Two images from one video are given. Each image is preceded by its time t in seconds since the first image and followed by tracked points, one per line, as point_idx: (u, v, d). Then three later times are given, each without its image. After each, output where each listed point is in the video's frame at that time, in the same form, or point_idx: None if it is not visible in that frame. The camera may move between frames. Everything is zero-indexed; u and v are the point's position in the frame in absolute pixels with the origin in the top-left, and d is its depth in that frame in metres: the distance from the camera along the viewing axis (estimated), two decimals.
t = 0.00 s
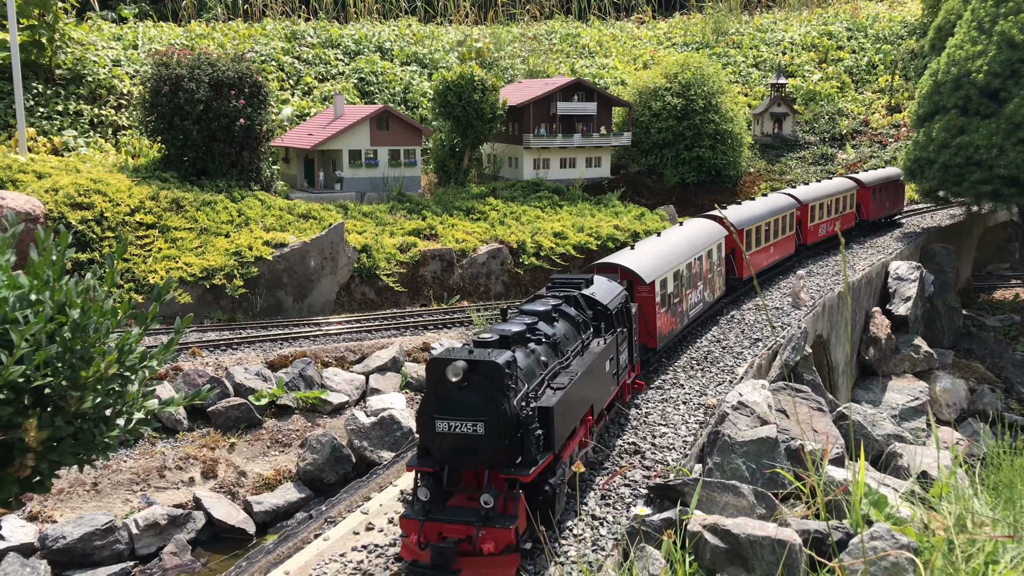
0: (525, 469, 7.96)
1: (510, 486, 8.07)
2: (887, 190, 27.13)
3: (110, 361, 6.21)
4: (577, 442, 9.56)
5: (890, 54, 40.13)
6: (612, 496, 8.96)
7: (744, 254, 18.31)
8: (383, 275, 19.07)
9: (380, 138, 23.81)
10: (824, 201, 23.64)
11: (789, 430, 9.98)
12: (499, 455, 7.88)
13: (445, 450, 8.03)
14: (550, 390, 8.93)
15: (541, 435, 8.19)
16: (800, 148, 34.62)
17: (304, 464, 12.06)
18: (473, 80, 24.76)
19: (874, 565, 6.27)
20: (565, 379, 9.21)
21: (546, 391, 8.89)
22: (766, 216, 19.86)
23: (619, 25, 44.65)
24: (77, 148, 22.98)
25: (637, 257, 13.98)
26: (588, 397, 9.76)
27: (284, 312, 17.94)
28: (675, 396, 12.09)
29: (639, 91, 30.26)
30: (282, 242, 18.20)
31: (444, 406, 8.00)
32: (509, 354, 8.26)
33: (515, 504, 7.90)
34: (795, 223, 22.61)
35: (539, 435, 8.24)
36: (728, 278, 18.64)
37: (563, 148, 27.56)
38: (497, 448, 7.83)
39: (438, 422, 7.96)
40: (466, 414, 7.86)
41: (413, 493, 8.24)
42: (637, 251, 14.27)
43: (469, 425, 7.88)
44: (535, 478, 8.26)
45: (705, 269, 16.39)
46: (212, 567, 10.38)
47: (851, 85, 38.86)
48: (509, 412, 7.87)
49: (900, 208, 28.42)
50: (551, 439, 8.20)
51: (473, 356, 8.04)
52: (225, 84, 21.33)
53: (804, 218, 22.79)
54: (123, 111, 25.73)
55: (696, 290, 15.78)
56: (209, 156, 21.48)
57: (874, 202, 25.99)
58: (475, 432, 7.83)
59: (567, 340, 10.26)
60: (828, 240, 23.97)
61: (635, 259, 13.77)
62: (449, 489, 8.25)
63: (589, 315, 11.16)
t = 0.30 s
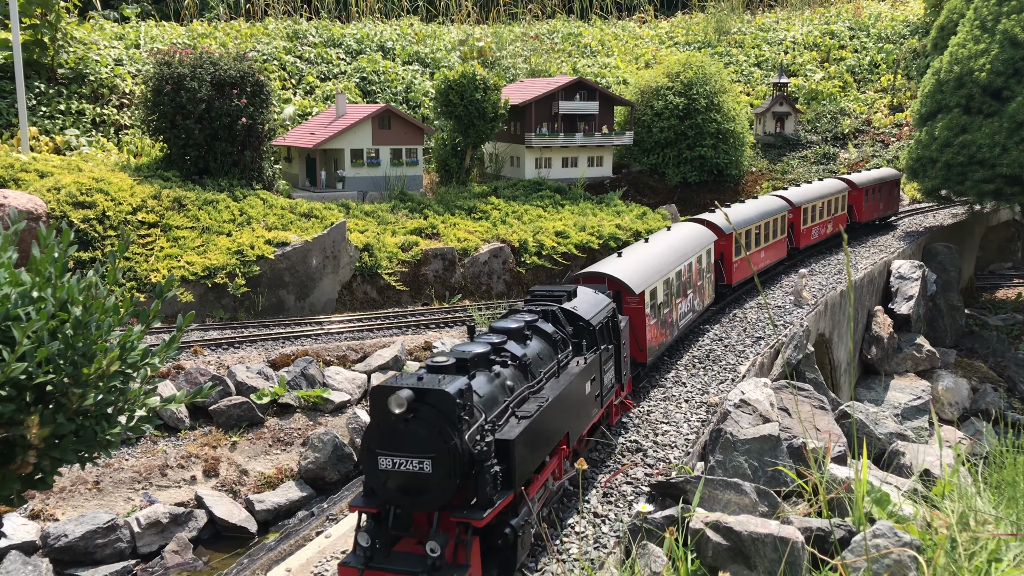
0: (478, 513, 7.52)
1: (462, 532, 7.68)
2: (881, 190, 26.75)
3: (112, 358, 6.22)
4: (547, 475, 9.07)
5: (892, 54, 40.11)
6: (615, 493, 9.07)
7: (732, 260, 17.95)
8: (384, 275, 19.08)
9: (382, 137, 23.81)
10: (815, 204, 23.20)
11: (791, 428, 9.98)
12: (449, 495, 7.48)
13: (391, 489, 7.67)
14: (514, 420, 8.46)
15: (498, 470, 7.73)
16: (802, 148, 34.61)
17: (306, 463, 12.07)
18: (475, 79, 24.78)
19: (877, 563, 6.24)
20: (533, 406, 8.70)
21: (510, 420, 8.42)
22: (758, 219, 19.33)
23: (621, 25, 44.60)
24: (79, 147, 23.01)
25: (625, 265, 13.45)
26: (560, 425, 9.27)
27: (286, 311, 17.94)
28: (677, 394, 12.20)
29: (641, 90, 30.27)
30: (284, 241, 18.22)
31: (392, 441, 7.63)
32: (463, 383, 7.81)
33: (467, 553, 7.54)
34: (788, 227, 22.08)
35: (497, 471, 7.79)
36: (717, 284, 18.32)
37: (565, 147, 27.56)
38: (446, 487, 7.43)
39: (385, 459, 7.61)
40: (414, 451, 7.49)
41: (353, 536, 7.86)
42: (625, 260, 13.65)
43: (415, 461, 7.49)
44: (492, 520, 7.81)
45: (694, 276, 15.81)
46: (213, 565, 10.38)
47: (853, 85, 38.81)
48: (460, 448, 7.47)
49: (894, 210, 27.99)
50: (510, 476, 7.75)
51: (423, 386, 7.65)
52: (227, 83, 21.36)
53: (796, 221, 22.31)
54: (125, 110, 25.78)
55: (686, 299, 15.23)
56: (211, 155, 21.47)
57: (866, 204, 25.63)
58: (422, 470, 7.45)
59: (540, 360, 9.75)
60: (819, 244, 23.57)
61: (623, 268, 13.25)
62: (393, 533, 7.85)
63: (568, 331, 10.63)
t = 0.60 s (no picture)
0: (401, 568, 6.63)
1: None
2: (872, 191, 26.21)
3: (110, 353, 6.21)
4: (500, 517, 8.16)
5: (894, 52, 40.04)
6: (614, 491, 9.10)
7: (720, 265, 17.17)
8: (385, 273, 19.06)
9: (383, 135, 23.79)
10: (805, 206, 22.64)
11: (790, 425, 9.96)
12: (367, 547, 6.62)
13: (305, 538, 6.85)
14: (458, 457, 7.54)
15: (428, 518, 6.80)
16: (803, 147, 34.56)
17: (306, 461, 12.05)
18: (475, 78, 24.76)
19: (876, 559, 6.19)
20: (480, 441, 7.75)
21: (452, 457, 7.49)
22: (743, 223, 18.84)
23: (622, 23, 44.53)
24: (80, 146, 23.03)
25: (609, 275, 12.67)
26: (517, 459, 8.34)
27: (287, 310, 17.91)
28: (677, 391, 12.20)
29: (642, 89, 30.24)
30: (285, 239, 18.20)
31: (308, 484, 6.81)
32: (391, 417, 6.89)
33: None
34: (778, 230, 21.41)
35: (429, 519, 6.88)
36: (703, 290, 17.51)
37: (566, 146, 27.53)
38: (363, 538, 6.58)
39: (298, 504, 6.79)
40: (330, 495, 6.67)
41: None
42: (608, 269, 12.91)
43: (331, 508, 6.65)
44: None
45: (679, 284, 15.02)
46: (213, 563, 10.34)
47: (855, 83, 38.72)
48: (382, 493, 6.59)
49: (888, 211, 27.38)
50: (444, 524, 6.83)
51: (345, 420, 6.81)
52: (228, 82, 21.36)
53: (786, 225, 21.67)
54: (126, 109, 25.79)
55: (672, 308, 14.47)
56: (212, 153, 21.46)
57: (858, 205, 25.08)
58: (337, 518, 6.62)
59: (500, 385, 8.84)
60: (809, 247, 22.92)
61: (607, 278, 12.47)
62: None
63: (540, 351, 9.73)
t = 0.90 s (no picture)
0: None
1: None
2: (866, 194, 25.79)
3: (118, 352, 6.24)
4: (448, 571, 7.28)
5: (897, 53, 40.01)
6: (621, 489, 9.19)
7: (711, 274, 16.28)
8: (389, 273, 19.10)
9: (386, 135, 23.82)
10: (800, 209, 21.81)
11: (796, 424, 9.99)
12: None
13: None
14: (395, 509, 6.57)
15: None
16: (806, 147, 34.58)
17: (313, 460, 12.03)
18: (479, 78, 24.80)
19: (884, 558, 6.19)
20: (423, 490, 6.77)
21: (387, 510, 6.53)
22: (735, 228, 18.09)
23: (626, 24, 44.52)
24: (85, 146, 23.09)
25: (599, 288, 11.82)
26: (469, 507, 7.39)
27: (291, 310, 17.90)
28: (684, 391, 12.23)
29: (645, 89, 30.25)
30: (289, 239, 18.21)
31: (209, 544, 5.86)
32: (304, 469, 5.87)
33: None
34: (771, 234, 20.45)
35: None
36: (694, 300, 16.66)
37: (570, 146, 27.55)
38: None
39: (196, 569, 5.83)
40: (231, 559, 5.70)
41: None
42: (598, 282, 12.05)
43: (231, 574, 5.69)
44: None
45: (671, 295, 14.36)
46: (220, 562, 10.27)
47: (858, 83, 38.71)
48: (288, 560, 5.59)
49: (883, 214, 26.98)
50: None
51: (253, 471, 5.83)
52: (233, 82, 21.43)
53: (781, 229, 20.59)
54: (130, 109, 25.84)
55: (663, 321, 13.78)
56: (216, 153, 21.49)
57: (850, 210, 24.78)
58: None
59: (458, 422, 7.89)
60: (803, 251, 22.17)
61: (596, 291, 11.64)
62: None
63: (510, 380, 8.80)
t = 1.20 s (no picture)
0: None
1: None
2: (858, 196, 25.65)
3: (123, 349, 6.25)
4: None
5: (900, 52, 39.98)
6: (624, 488, 9.22)
7: (701, 282, 15.41)
8: (392, 272, 19.11)
9: (389, 135, 23.84)
10: (791, 212, 21.26)
11: (799, 423, 10.00)
12: None
13: None
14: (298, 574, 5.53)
15: None
16: (809, 147, 34.59)
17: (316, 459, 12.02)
18: (482, 77, 24.80)
19: (889, 556, 6.19)
20: (335, 551, 5.73)
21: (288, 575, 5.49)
22: (727, 233, 17.25)
23: (628, 23, 44.51)
24: (87, 145, 23.11)
25: (583, 303, 10.95)
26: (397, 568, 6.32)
27: (294, 309, 17.93)
28: (687, 389, 12.25)
29: (647, 88, 30.24)
30: (292, 238, 18.18)
31: None
32: (172, 536, 4.82)
33: None
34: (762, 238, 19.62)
35: None
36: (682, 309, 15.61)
37: (572, 145, 27.54)
38: None
39: None
40: None
41: None
42: (582, 295, 11.25)
43: None
44: None
45: (661, 306, 13.57)
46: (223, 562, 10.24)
47: (861, 82, 38.67)
48: None
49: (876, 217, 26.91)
50: None
51: (108, 536, 4.77)
52: (235, 81, 21.45)
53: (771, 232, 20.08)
54: (133, 108, 25.85)
55: (652, 335, 12.97)
56: (219, 152, 21.52)
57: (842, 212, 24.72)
58: None
59: (393, 465, 6.91)
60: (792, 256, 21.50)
61: (581, 306, 10.80)
62: None
63: (463, 414, 7.83)
